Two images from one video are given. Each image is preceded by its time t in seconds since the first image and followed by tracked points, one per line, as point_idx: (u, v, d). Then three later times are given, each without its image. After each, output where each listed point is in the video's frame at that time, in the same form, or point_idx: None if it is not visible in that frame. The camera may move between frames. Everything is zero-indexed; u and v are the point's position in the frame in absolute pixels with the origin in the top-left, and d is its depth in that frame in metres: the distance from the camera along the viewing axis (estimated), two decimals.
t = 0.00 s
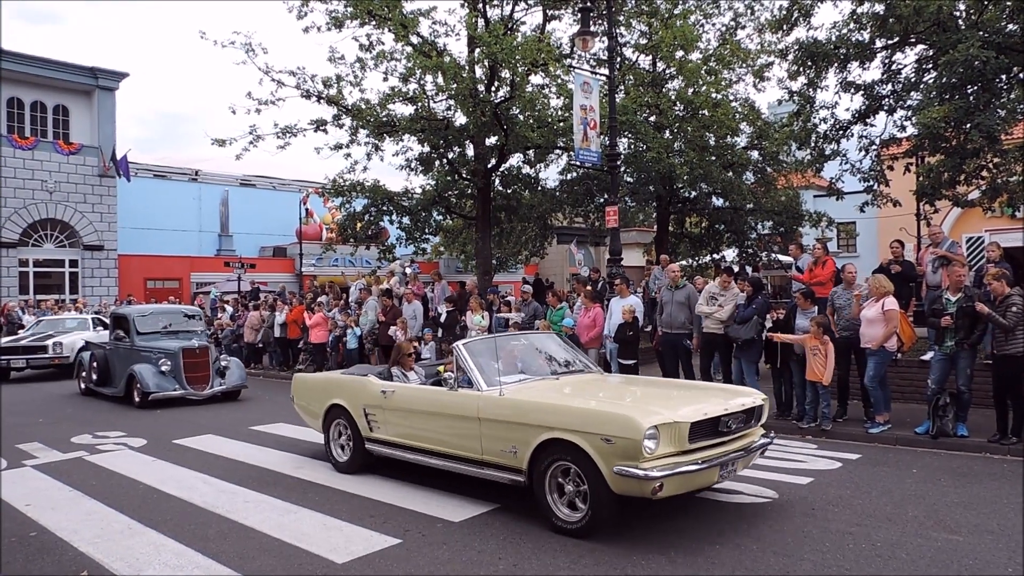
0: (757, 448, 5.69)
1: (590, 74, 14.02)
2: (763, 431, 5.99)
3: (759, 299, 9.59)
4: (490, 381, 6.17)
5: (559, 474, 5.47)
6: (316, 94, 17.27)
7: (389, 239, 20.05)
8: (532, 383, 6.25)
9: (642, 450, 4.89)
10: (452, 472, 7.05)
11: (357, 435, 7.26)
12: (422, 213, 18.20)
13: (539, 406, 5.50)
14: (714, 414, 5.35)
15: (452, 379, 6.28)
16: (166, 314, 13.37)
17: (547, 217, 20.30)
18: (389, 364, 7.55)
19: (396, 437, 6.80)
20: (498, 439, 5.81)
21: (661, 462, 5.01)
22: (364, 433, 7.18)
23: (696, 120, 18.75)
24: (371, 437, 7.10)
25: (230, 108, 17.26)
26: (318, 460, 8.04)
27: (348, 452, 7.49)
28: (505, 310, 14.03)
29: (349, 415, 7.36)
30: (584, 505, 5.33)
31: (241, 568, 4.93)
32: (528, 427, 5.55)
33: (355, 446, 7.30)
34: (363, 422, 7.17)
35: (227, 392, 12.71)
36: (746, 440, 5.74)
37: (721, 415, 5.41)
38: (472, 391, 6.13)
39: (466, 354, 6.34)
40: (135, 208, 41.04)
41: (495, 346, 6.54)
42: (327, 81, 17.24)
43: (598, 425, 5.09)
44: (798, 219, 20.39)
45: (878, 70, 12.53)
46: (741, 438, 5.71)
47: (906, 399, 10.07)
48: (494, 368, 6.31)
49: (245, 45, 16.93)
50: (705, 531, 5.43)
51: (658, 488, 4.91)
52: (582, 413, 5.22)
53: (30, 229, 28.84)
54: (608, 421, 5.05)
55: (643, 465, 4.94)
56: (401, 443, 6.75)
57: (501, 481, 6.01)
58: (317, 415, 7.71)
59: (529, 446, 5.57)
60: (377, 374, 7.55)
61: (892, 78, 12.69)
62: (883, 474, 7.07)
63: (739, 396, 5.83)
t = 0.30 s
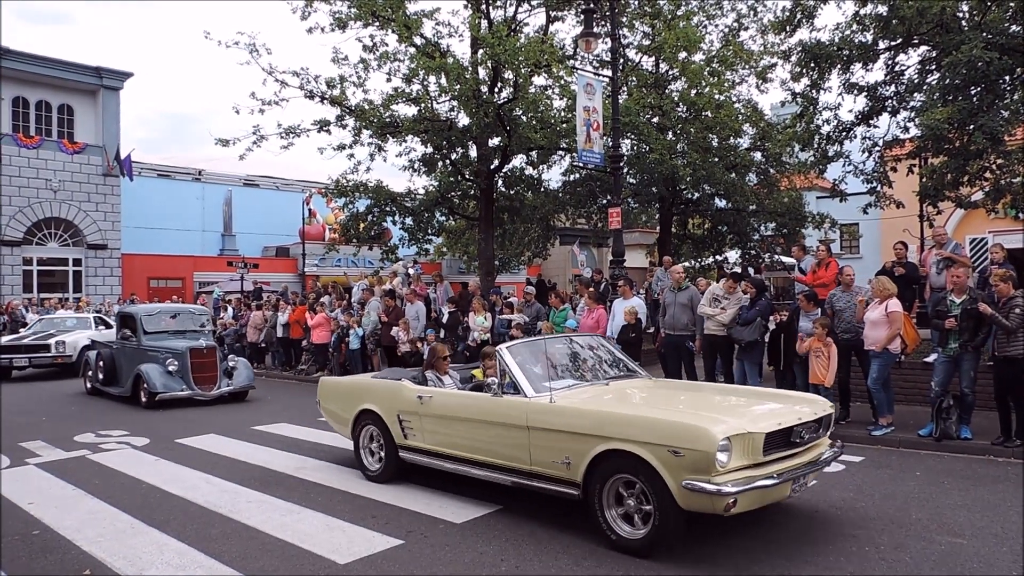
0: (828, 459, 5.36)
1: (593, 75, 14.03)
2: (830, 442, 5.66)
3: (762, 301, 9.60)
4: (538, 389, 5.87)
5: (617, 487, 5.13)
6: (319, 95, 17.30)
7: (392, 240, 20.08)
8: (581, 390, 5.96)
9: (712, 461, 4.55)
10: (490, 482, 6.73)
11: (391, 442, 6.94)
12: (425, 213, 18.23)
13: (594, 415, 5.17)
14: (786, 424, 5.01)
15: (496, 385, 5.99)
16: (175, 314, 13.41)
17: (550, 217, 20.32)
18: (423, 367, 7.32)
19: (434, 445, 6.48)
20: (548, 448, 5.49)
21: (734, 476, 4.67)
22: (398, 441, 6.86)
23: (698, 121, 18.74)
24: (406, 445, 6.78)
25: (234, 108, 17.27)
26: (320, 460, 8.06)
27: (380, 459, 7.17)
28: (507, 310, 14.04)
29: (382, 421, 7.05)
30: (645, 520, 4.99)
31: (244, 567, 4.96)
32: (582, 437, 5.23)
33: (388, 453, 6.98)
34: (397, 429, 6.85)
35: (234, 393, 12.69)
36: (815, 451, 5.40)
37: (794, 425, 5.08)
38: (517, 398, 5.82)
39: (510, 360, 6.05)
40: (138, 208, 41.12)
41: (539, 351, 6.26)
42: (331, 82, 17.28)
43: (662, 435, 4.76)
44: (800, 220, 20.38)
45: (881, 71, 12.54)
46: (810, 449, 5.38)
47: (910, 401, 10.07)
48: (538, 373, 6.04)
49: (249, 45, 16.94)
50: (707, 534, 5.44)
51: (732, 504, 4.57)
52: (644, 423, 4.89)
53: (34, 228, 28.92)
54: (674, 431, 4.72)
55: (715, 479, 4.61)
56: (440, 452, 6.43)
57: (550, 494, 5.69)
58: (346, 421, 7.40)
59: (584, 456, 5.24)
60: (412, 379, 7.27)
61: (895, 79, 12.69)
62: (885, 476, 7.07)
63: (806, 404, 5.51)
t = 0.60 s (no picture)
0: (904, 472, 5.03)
1: (596, 75, 14.00)
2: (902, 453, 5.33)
3: (765, 303, 9.59)
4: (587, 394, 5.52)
5: (677, 499, 4.81)
6: (322, 95, 17.31)
7: (394, 240, 20.08)
8: (630, 394, 5.63)
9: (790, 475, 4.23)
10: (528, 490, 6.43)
11: (424, 448, 6.62)
12: (428, 214, 18.25)
13: (652, 422, 4.85)
14: (864, 433, 4.71)
15: (541, 390, 5.63)
16: (182, 313, 13.40)
17: (553, 218, 20.31)
18: (455, 369, 6.95)
19: (471, 452, 6.16)
20: (599, 458, 5.18)
21: (809, 490, 4.36)
22: (432, 447, 6.54)
23: (702, 123, 18.73)
24: (441, 451, 6.45)
25: (237, 108, 17.29)
26: (323, 460, 8.06)
27: (411, 465, 6.84)
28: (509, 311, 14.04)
29: (415, 426, 6.71)
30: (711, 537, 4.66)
31: (246, 566, 4.95)
32: (638, 446, 4.92)
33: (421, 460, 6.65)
34: (431, 435, 6.52)
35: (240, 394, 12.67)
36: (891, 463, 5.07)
37: (872, 434, 4.76)
38: (566, 403, 5.46)
39: (555, 362, 5.70)
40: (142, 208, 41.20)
41: (582, 353, 5.93)
42: (334, 82, 17.28)
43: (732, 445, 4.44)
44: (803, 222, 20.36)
45: (885, 73, 12.52)
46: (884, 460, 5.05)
47: (913, 403, 10.05)
48: (586, 378, 5.68)
49: (252, 45, 16.94)
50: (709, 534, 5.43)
51: (808, 520, 4.26)
52: (710, 431, 4.57)
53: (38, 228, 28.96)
54: (745, 441, 4.40)
55: (789, 493, 4.30)
56: (478, 459, 6.11)
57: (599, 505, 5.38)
58: (376, 425, 7.07)
59: (641, 467, 4.93)
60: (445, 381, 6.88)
61: (899, 81, 12.67)
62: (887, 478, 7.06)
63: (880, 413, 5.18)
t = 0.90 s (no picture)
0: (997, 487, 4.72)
1: (599, 76, 13.99)
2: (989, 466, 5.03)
3: (768, 304, 9.55)
4: (648, 403, 5.16)
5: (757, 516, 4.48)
6: (325, 94, 17.32)
7: (397, 240, 20.08)
8: (692, 404, 5.27)
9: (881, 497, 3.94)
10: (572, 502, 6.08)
11: (464, 457, 6.23)
12: (430, 214, 18.25)
13: (728, 432, 4.53)
14: (964, 446, 4.42)
15: (597, 396, 5.28)
16: (188, 312, 13.37)
17: (555, 218, 20.32)
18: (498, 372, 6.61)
19: (518, 462, 5.79)
20: (665, 470, 4.84)
21: (910, 509, 4.05)
22: (473, 456, 6.15)
23: (705, 124, 18.71)
24: (483, 461, 6.07)
25: (241, 108, 17.30)
26: (325, 459, 8.05)
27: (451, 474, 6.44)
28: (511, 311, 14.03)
29: (453, 434, 6.34)
30: (795, 557, 4.33)
31: (248, 566, 4.95)
32: (712, 458, 4.58)
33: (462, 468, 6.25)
34: (473, 443, 6.14)
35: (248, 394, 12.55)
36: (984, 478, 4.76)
37: (969, 447, 4.45)
38: (628, 411, 5.10)
39: (611, 366, 5.36)
40: (144, 206, 41.24)
41: (639, 357, 5.57)
42: (337, 82, 17.30)
43: (822, 458, 4.13)
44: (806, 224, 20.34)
45: (888, 75, 12.50)
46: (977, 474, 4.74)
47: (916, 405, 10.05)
48: (645, 384, 5.34)
49: (255, 45, 16.95)
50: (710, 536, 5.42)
51: (911, 541, 3.96)
52: (795, 441, 4.26)
53: (41, 226, 28.98)
54: (838, 454, 4.09)
55: (889, 512, 3.99)
56: (526, 470, 5.74)
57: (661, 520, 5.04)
58: (411, 432, 6.69)
59: (715, 479, 4.60)
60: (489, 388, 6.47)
61: (903, 83, 12.65)
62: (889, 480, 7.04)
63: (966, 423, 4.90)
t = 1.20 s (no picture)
0: None
1: (600, 76, 13.96)
2: None
3: (770, 304, 9.54)
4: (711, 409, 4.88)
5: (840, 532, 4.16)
6: (327, 96, 17.33)
7: (398, 241, 20.10)
8: (757, 407, 5.02)
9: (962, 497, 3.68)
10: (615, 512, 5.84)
11: (505, 465, 5.96)
12: (432, 214, 18.26)
13: (784, 440, 4.33)
14: None
15: (655, 402, 5.01)
16: (193, 312, 13.28)
17: (557, 219, 20.32)
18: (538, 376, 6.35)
19: (564, 471, 5.54)
20: (733, 481, 4.55)
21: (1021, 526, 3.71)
22: (516, 465, 5.88)
23: (706, 123, 18.71)
24: (527, 470, 5.81)
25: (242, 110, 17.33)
26: (328, 460, 8.07)
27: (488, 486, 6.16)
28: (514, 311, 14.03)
29: (493, 442, 6.06)
30: None
31: (252, 566, 4.96)
32: (775, 467, 4.35)
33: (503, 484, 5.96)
34: (516, 452, 5.86)
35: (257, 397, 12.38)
36: None
37: None
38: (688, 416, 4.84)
39: (668, 371, 5.09)
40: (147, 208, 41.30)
41: (694, 359, 5.32)
42: (339, 83, 17.30)
43: (917, 470, 3.83)
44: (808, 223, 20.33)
45: (890, 74, 12.49)
46: None
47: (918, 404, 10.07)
48: (705, 391, 5.04)
49: (257, 47, 16.97)
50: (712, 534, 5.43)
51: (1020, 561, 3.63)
52: (841, 446, 4.11)
53: (44, 228, 28.99)
54: (935, 467, 3.79)
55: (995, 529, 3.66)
56: (574, 480, 5.48)
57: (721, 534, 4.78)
58: (446, 440, 6.40)
59: (792, 492, 4.30)
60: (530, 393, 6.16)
61: (904, 82, 12.64)
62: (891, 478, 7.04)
63: None
